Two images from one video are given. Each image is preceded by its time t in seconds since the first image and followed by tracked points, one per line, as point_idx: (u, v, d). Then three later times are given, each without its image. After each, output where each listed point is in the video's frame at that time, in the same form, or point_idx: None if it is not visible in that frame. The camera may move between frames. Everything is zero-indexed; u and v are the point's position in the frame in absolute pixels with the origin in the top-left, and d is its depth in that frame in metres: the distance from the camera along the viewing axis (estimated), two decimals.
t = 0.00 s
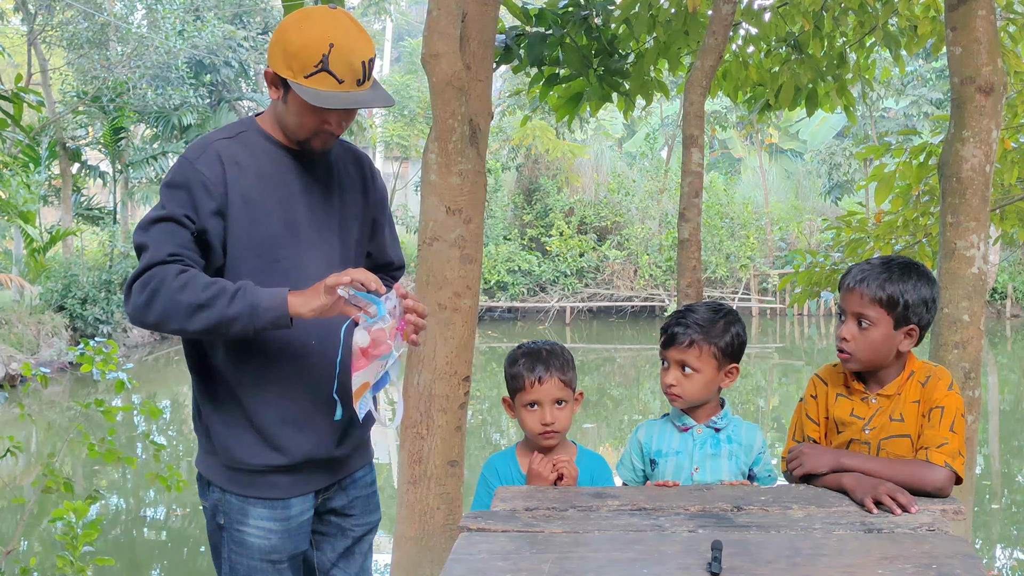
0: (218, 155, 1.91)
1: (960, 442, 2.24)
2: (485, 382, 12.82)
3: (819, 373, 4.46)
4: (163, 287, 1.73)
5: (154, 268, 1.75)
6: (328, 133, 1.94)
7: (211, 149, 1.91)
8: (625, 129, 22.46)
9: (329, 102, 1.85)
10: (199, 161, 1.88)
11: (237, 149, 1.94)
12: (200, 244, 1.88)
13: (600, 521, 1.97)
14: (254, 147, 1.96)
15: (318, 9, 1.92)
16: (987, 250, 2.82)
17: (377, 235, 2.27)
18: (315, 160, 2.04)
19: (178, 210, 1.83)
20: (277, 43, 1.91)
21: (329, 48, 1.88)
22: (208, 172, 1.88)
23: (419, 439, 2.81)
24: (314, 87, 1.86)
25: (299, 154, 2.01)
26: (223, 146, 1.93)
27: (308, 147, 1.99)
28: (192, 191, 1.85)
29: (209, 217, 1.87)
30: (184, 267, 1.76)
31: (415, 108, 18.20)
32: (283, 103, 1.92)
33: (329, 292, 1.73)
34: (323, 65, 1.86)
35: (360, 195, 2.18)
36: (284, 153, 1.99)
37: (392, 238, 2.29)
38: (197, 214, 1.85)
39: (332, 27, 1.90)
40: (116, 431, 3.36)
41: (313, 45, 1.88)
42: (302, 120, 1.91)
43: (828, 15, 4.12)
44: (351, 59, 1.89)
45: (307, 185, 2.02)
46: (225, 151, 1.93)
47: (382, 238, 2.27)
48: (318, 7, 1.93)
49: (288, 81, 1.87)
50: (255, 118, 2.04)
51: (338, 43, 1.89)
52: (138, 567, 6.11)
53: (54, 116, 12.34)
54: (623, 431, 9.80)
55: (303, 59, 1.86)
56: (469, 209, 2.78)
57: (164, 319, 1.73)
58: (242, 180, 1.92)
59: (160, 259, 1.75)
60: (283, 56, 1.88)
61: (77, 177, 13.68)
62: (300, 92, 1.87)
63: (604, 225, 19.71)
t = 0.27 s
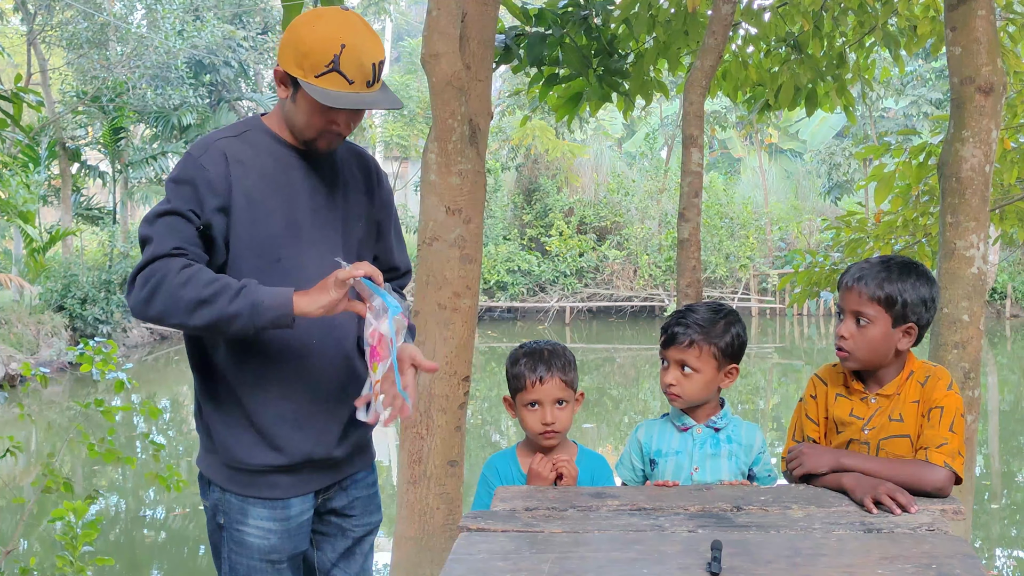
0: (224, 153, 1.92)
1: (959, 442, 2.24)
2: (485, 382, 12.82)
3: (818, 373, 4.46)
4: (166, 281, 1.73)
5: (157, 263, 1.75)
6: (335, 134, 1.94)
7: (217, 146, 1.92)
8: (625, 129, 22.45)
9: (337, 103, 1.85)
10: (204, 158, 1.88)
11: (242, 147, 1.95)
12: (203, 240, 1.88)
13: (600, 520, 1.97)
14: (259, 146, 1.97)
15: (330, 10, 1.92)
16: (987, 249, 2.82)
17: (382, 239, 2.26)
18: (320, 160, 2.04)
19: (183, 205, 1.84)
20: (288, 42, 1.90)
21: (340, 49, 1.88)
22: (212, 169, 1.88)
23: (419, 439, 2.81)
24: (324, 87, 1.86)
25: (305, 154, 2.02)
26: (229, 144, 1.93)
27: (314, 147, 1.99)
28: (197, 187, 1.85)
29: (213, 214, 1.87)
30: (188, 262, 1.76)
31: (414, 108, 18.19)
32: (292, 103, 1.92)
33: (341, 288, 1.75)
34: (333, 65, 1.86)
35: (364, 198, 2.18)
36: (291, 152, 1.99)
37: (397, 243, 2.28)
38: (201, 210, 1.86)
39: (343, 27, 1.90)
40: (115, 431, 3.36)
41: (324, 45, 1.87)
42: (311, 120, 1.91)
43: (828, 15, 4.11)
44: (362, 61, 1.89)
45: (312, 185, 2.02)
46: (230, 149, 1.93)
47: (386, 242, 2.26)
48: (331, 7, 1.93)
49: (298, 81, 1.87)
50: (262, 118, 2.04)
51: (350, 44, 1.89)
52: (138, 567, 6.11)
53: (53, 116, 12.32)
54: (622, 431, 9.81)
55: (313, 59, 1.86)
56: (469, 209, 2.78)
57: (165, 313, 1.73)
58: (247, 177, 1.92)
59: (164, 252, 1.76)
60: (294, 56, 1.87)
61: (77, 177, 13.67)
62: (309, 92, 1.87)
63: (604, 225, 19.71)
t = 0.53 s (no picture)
0: (231, 151, 1.92)
1: (958, 441, 2.24)
2: (484, 382, 12.81)
3: (817, 373, 4.46)
4: (171, 274, 1.72)
5: (162, 255, 1.74)
6: (343, 136, 1.94)
7: (224, 143, 1.92)
8: (624, 128, 22.45)
9: (349, 105, 1.85)
10: (211, 155, 1.89)
11: (250, 145, 1.95)
12: (207, 236, 1.88)
13: (599, 520, 1.97)
14: (267, 145, 1.97)
15: (344, 13, 1.92)
16: (986, 249, 2.82)
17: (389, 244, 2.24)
18: (328, 161, 2.04)
19: (189, 200, 1.83)
20: (301, 43, 1.90)
21: (352, 50, 1.88)
22: (219, 167, 1.89)
23: (418, 440, 2.83)
24: (335, 89, 1.86)
25: (314, 155, 2.02)
26: (236, 141, 1.94)
27: (323, 148, 1.99)
28: (202, 182, 1.86)
29: (218, 210, 1.87)
30: (193, 256, 1.75)
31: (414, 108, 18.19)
32: (303, 103, 1.92)
33: (345, 286, 1.76)
34: (345, 68, 1.86)
35: (371, 202, 2.17)
36: (299, 153, 1.99)
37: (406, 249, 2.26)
38: (206, 206, 1.86)
39: (357, 30, 1.90)
40: (115, 431, 3.35)
41: (337, 47, 1.87)
42: (321, 121, 1.91)
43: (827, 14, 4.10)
44: (373, 63, 1.89)
45: (318, 185, 2.01)
46: (237, 147, 1.93)
47: (391, 247, 2.24)
48: (344, 10, 1.93)
49: (310, 81, 1.87)
50: (271, 117, 2.04)
51: (360, 46, 1.89)
52: (137, 567, 6.11)
53: (53, 116, 12.32)
54: (622, 431, 9.80)
55: (325, 61, 1.86)
56: (469, 209, 2.78)
57: (168, 306, 1.73)
58: (253, 175, 1.92)
59: (169, 246, 1.75)
60: (306, 57, 1.87)
61: (76, 177, 13.66)
62: (321, 92, 1.87)
63: (603, 225, 19.71)
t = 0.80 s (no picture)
0: (235, 149, 1.93)
1: (958, 441, 2.23)
2: (484, 382, 12.82)
3: (817, 373, 4.46)
4: (168, 265, 1.73)
5: (159, 249, 1.75)
6: (349, 136, 1.93)
7: (228, 142, 1.93)
8: (624, 128, 22.45)
9: (355, 105, 1.85)
10: (214, 152, 1.90)
11: (254, 143, 1.95)
12: (209, 233, 1.89)
13: (599, 520, 1.97)
14: (271, 143, 1.97)
15: (350, 14, 1.92)
16: (986, 249, 2.82)
17: (397, 246, 2.22)
18: (334, 161, 2.03)
19: (189, 196, 1.84)
20: (307, 43, 1.90)
21: (358, 51, 1.88)
22: (222, 164, 1.89)
23: (418, 439, 2.85)
24: (341, 89, 1.86)
25: (320, 155, 2.01)
26: (241, 140, 1.94)
27: (329, 148, 1.99)
28: (204, 178, 1.87)
29: (220, 206, 1.88)
30: (190, 250, 1.76)
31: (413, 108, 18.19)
32: (309, 103, 1.92)
33: (344, 286, 1.75)
34: (351, 68, 1.86)
35: (379, 202, 2.16)
36: (305, 152, 1.99)
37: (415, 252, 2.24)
38: (207, 202, 1.86)
39: (363, 30, 1.90)
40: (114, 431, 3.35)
41: (344, 47, 1.87)
42: (327, 121, 1.91)
43: (827, 14, 4.09)
44: (378, 62, 1.89)
45: (322, 183, 2.01)
46: (242, 145, 1.94)
47: (399, 249, 2.22)
48: (350, 11, 1.93)
49: (316, 81, 1.87)
50: (278, 117, 2.04)
51: (366, 47, 1.89)
52: (137, 567, 6.11)
53: (53, 117, 12.32)
54: (621, 431, 9.81)
55: (331, 61, 1.86)
56: (468, 209, 2.78)
57: (165, 300, 1.73)
58: (256, 173, 1.92)
59: (167, 240, 1.75)
60: (312, 57, 1.88)
61: (76, 177, 13.67)
62: (327, 92, 1.87)
63: (603, 225, 19.71)
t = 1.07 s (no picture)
0: (238, 149, 1.93)
1: (957, 441, 2.24)
2: (484, 382, 12.83)
3: (817, 372, 4.47)
4: (178, 276, 1.74)
5: (167, 258, 1.77)
6: (350, 135, 1.93)
7: (232, 142, 1.93)
8: (624, 128, 22.45)
9: (354, 102, 1.84)
10: (218, 154, 1.90)
11: (257, 144, 1.95)
12: (214, 234, 1.89)
13: (599, 521, 1.97)
14: (274, 143, 1.97)
15: (349, 13, 1.92)
16: (986, 249, 2.82)
17: (403, 244, 2.21)
18: (337, 160, 2.03)
19: (193, 200, 1.85)
20: (306, 43, 1.91)
21: (357, 48, 1.88)
22: (226, 165, 1.90)
23: (418, 440, 2.89)
24: (340, 87, 1.86)
25: (324, 154, 2.01)
26: (245, 140, 1.94)
27: (331, 148, 1.98)
28: (209, 181, 1.87)
29: (225, 207, 1.88)
30: (197, 257, 1.77)
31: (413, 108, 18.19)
32: (309, 103, 1.92)
33: (345, 289, 1.73)
34: (349, 65, 1.86)
35: (383, 202, 2.15)
36: (308, 152, 1.98)
37: (420, 250, 2.23)
38: (211, 206, 1.87)
39: (362, 29, 1.91)
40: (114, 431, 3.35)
41: (342, 46, 1.87)
42: (327, 121, 1.91)
43: (826, 15, 4.09)
44: (378, 61, 1.88)
45: (326, 183, 2.00)
46: (245, 145, 1.94)
47: (404, 249, 2.21)
48: (349, 10, 1.93)
49: (315, 80, 1.87)
50: (281, 117, 2.04)
51: (366, 45, 1.89)
52: (137, 567, 6.11)
53: (52, 117, 12.33)
54: (621, 431, 9.81)
55: (330, 59, 1.86)
56: (468, 209, 2.79)
57: (175, 308, 1.75)
58: (259, 173, 1.92)
59: (173, 249, 1.77)
60: (311, 56, 1.88)
61: (75, 177, 13.66)
62: (325, 91, 1.87)
63: (602, 225, 19.72)
